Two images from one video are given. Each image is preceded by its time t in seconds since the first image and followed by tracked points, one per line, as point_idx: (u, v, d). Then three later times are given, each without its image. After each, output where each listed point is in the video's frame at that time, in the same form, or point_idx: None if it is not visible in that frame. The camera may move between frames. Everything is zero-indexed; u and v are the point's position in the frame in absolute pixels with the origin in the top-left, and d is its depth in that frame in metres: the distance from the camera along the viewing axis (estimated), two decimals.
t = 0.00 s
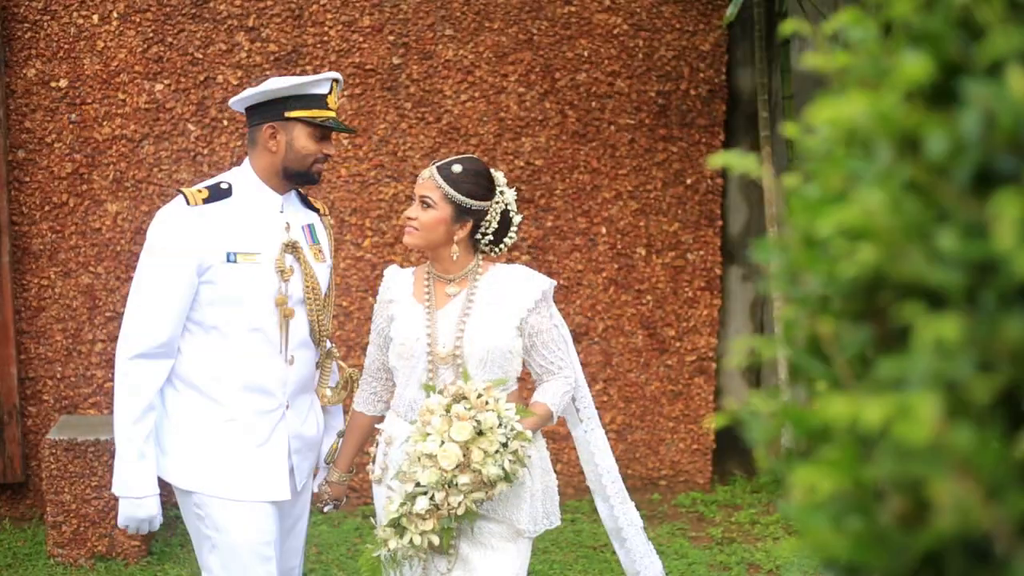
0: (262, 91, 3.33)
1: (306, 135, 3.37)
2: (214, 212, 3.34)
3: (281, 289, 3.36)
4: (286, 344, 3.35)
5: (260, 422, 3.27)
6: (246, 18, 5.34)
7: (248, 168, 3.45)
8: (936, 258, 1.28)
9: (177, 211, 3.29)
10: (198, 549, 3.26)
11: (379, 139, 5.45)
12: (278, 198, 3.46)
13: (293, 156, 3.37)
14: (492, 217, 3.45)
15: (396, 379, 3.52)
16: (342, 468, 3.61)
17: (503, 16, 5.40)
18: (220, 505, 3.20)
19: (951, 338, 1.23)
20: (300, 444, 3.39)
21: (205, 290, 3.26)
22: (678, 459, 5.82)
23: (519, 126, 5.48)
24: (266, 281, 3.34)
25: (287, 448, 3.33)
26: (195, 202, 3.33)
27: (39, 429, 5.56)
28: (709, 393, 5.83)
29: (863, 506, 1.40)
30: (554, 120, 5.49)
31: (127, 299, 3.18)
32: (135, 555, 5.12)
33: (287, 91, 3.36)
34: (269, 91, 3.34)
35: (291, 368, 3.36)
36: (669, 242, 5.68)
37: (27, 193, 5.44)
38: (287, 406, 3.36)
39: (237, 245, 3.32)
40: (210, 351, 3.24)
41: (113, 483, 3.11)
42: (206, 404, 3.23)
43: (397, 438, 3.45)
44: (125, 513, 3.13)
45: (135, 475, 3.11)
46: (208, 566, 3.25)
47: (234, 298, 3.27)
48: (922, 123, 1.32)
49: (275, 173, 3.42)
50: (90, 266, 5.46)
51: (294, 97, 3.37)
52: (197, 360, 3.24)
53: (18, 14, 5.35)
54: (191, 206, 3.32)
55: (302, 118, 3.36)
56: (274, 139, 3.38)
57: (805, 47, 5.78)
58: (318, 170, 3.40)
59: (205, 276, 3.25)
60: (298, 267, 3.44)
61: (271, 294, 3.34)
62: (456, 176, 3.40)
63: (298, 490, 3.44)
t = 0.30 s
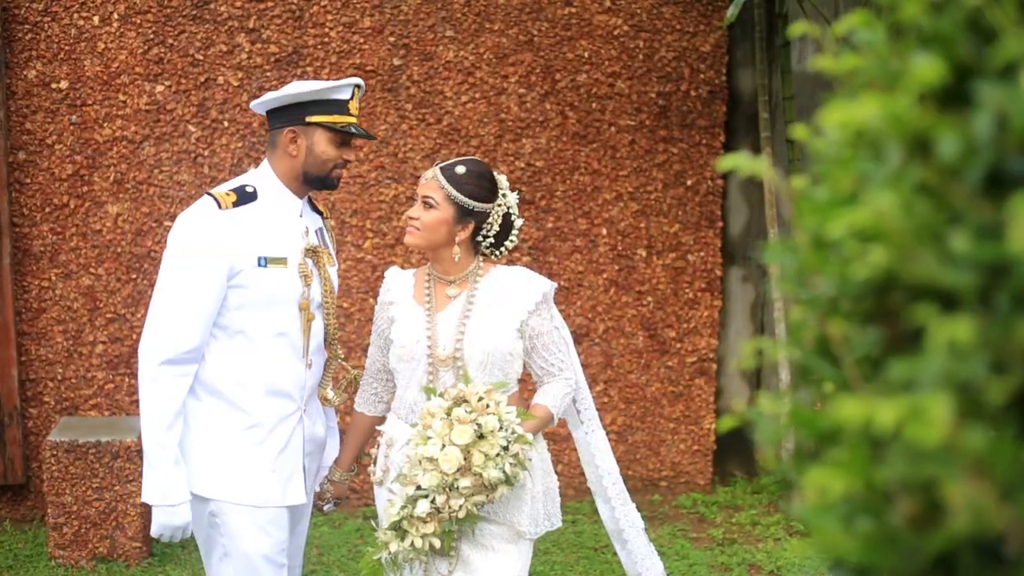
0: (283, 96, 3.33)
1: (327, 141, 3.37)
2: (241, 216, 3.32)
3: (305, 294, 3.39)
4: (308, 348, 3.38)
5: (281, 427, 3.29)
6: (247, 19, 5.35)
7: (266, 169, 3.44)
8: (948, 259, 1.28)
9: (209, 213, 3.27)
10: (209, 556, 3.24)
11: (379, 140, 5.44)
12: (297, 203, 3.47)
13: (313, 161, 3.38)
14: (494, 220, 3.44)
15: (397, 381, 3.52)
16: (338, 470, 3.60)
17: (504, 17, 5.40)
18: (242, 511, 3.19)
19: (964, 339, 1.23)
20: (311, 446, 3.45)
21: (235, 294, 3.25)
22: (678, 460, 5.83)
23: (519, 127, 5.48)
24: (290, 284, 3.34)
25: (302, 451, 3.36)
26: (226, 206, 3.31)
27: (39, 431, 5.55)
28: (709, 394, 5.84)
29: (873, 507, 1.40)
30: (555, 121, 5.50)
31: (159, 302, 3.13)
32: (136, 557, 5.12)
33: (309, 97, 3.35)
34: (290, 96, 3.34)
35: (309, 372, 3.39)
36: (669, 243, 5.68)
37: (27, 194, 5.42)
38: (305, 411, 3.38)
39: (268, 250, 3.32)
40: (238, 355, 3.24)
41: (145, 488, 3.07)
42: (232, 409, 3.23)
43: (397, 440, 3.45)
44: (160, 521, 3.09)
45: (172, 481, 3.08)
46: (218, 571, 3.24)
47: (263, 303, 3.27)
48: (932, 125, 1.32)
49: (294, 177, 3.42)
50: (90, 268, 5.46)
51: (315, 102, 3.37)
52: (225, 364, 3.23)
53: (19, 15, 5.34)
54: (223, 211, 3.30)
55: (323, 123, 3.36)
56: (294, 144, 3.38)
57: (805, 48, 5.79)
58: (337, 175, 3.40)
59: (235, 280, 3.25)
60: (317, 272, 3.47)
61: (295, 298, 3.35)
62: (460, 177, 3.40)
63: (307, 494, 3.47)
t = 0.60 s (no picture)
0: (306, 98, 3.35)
1: (350, 142, 3.40)
2: (275, 219, 3.30)
3: (330, 296, 3.41)
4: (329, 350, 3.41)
5: (306, 430, 3.31)
6: (246, 18, 5.35)
7: (287, 168, 3.45)
8: (951, 258, 1.29)
9: (246, 218, 3.24)
10: (227, 559, 3.23)
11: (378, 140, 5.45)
12: (316, 205, 3.46)
13: (337, 163, 3.40)
14: (493, 220, 3.45)
15: (394, 381, 3.53)
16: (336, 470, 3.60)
17: (503, 16, 5.41)
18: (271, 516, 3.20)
19: (968, 338, 1.23)
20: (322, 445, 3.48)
21: (271, 298, 3.24)
22: (677, 458, 5.83)
23: (518, 126, 5.48)
24: (318, 288, 3.35)
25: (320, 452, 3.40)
26: (263, 209, 3.28)
27: (39, 430, 5.55)
28: (708, 392, 5.84)
29: (877, 504, 1.40)
30: (554, 120, 5.50)
31: (206, 309, 3.09)
32: (136, 556, 5.11)
33: (332, 98, 3.38)
34: (313, 98, 3.37)
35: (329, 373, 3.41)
36: (668, 242, 5.69)
37: (26, 194, 5.42)
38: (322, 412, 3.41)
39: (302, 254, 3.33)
40: (273, 360, 3.24)
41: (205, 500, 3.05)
42: (264, 412, 3.24)
43: (396, 439, 3.45)
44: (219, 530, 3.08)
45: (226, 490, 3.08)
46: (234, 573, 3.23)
47: (297, 306, 3.28)
48: (937, 124, 1.32)
49: (316, 178, 3.43)
50: (90, 267, 5.47)
51: (338, 103, 3.39)
52: (260, 368, 3.24)
53: (18, 14, 5.34)
54: (259, 214, 3.28)
55: (347, 125, 3.38)
56: (317, 146, 3.40)
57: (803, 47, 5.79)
58: (360, 177, 3.43)
59: (272, 284, 3.24)
60: (337, 275, 3.49)
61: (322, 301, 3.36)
62: (461, 175, 3.40)
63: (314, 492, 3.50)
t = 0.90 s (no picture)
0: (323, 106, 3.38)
1: (367, 147, 3.44)
2: (296, 225, 3.31)
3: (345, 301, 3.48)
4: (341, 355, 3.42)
5: (320, 435, 3.32)
6: (243, 19, 5.35)
7: (300, 172, 3.45)
8: (945, 258, 1.29)
9: (270, 224, 3.24)
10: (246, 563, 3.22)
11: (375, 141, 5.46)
12: (331, 211, 3.45)
13: (355, 169, 3.43)
14: (491, 220, 3.45)
15: (392, 382, 3.53)
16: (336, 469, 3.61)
17: (500, 17, 5.41)
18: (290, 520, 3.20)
19: (962, 337, 1.24)
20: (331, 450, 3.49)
21: (292, 304, 3.25)
22: (675, 459, 5.84)
23: (516, 127, 5.49)
24: (334, 294, 3.35)
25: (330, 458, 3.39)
26: (285, 215, 3.29)
27: (36, 431, 5.55)
28: (705, 393, 5.85)
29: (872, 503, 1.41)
30: (551, 121, 5.51)
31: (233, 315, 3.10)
32: (134, 556, 5.12)
33: (349, 104, 3.42)
34: (330, 105, 3.39)
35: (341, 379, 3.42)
36: (666, 242, 5.69)
37: (24, 194, 5.43)
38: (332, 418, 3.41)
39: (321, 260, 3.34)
40: (292, 366, 3.25)
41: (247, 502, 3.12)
42: (281, 418, 3.24)
43: (394, 440, 3.46)
44: (259, 534, 3.14)
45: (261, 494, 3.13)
46: None
47: (316, 312, 3.29)
48: (931, 125, 1.32)
49: (334, 184, 3.45)
50: (88, 267, 5.47)
51: (355, 109, 3.43)
52: (279, 374, 3.24)
53: (16, 15, 5.35)
54: (282, 219, 3.28)
55: (364, 130, 3.42)
56: (335, 152, 3.43)
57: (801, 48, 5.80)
58: (378, 180, 3.46)
59: (292, 290, 3.25)
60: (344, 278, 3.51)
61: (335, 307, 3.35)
62: (458, 176, 3.41)
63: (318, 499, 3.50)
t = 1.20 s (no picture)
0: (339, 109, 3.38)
1: (382, 150, 3.46)
2: (314, 229, 3.31)
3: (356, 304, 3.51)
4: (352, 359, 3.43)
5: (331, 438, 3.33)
6: (242, 20, 5.35)
7: (312, 173, 3.46)
8: (937, 258, 1.29)
9: (289, 228, 3.24)
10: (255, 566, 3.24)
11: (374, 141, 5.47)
12: (343, 214, 3.47)
13: (370, 172, 3.46)
14: (488, 221, 3.47)
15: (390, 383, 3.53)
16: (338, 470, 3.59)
17: (499, 17, 5.42)
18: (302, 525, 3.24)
19: (952, 336, 1.24)
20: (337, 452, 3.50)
21: (309, 308, 3.25)
22: (673, 459, 5.85)
23: (515, 127, 5.49)
24: (347, 297, 3.35)
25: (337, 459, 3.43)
26: (304, 219, 3.29)
27: (35, 431, 5.56)
28: (704, 393, 5.86)
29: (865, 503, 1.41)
30: (550, 121, 5.51)
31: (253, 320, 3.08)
32: (133, 556, 5.13)
33: (365, 108, 3.42)
34: (346, 109, 3.39)
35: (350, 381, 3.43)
36: (664, 243, 5.70)
37: (23, 195, 5.43)
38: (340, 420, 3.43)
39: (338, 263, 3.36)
40: (308, 370, 3.25)
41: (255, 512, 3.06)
42: (296, 422, 3.26)
43: (393, 441, 3.47)
44: (267, 542, 3.08)
45: (275, 502, 3.07)
46: None
47: (332, 315, 3.29)
48: (923, 125, 1.33)
49: (348, 188, 3.47)
50: (87, 268, 5.48)
51: (370, 112, 3.44)
52: (295, 379, 3.24)
53: (15, 16, 5.35)
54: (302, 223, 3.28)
55: (380, 134, 3.43)
56: (350, 156, 3.44)
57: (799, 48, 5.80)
58: (391, 184, 3.49)
59: (311, 294, 3.25)
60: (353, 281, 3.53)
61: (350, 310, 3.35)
62: (456, 177, 3.41)
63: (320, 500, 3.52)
